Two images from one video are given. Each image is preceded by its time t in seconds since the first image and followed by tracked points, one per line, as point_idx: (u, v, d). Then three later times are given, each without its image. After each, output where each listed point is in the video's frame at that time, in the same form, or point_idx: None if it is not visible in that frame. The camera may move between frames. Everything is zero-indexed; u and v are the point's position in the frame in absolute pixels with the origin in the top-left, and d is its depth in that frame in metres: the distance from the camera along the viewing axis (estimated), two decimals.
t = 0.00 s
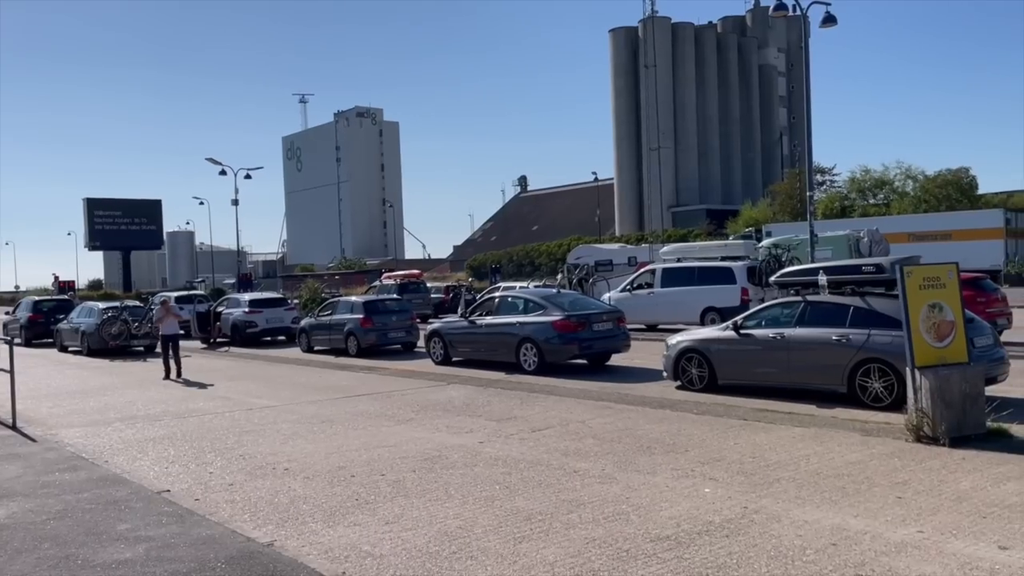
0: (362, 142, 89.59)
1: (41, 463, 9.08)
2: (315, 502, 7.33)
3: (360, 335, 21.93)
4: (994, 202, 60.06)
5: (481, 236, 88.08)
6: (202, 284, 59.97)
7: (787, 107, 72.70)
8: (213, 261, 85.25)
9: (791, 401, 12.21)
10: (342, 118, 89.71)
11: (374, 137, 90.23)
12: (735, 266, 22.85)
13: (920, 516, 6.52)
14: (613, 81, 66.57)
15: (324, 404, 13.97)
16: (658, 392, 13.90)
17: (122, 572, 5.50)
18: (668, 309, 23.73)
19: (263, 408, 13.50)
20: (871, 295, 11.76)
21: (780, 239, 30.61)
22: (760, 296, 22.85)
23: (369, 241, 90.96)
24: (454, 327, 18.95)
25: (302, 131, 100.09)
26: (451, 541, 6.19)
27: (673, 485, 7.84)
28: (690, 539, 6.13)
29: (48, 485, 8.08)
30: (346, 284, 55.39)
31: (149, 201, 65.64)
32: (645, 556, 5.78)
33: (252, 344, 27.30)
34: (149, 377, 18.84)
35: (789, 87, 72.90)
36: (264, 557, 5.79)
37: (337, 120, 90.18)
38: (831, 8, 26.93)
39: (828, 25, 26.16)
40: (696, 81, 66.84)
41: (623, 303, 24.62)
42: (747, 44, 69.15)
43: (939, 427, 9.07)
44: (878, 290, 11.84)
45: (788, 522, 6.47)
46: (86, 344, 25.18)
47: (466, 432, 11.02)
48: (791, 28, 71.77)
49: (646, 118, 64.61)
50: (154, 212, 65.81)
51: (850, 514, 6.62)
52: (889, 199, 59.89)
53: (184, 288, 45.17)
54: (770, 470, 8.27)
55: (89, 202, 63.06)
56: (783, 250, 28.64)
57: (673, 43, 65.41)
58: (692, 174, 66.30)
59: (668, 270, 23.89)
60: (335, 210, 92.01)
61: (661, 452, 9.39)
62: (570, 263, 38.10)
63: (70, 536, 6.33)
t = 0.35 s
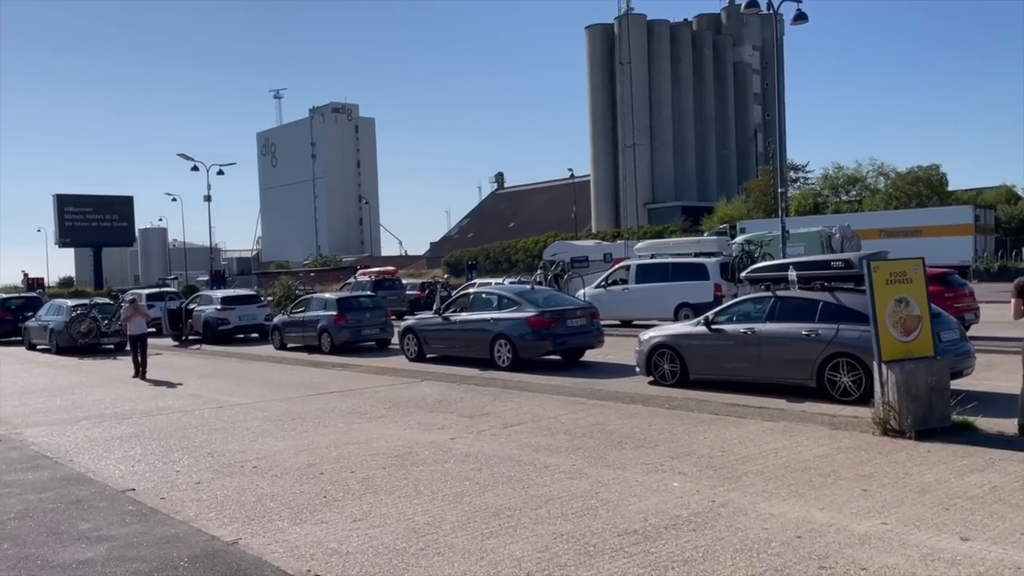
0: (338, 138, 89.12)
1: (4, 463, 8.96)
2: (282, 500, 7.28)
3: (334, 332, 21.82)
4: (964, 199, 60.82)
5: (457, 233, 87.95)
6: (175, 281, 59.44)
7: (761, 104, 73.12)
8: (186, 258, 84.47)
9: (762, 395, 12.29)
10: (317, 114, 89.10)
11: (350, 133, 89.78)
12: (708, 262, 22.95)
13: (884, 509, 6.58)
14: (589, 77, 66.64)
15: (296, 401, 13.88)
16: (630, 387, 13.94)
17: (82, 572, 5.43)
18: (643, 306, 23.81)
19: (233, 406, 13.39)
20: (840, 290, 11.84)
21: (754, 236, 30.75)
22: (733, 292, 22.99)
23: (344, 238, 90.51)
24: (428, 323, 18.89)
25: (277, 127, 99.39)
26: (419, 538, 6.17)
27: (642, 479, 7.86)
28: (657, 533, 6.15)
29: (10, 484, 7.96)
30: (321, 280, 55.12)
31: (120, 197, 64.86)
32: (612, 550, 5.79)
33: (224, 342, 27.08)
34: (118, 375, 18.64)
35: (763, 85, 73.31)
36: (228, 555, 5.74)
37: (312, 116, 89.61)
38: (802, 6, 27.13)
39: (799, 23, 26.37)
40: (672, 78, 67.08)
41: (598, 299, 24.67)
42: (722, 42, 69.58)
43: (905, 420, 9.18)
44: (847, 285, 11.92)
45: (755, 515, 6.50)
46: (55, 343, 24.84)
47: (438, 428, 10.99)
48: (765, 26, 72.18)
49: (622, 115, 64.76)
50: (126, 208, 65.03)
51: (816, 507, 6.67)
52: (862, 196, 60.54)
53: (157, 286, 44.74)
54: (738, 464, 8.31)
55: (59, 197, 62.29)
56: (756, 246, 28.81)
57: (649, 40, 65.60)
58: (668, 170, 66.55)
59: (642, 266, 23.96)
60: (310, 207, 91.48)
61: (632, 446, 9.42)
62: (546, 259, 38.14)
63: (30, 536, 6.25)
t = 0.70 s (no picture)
0: (317, 133, 88.69)
1: None
2: (259, 496, 7.25)
3: (313, 328, 21.74)
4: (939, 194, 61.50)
5: (438, 228, 87.84)
6: (153, 277, 59.01)
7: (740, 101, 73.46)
8: (164, 253, 83.87)
9: (738, 389, 12.37)
10: (296, 109, 88.53)
11: (329, 128, 89.37)
12: (687, 257, 23.00)
13: (857, 501, 6.65)
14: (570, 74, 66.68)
15: (274, 398, 13.83)
16: (609, 382, 14.00)
17: (54, 571, 5.39)
18: (623, 301, 23.86)
19: (210, 402, 13.32)
20: (816, 285, 11.93)
21: (733, 232, 30.84)
22: (712, 287, 23.04)
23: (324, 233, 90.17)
24: (408, 319, 18.86)
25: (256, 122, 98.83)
26: (396, 534, 6.16)
27: (619, 474, 7.89)
28: (633, 527, 6.18)
29: None
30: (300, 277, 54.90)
31: (97, 193, 64.24)
32: (588, 544, 5.82)
33: (203, 338, 26.90)
34: (94, 372, 18.50)
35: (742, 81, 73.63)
36: (202, 552, 5.72)
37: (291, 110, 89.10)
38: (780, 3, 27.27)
39: (777, 20, 26.50)
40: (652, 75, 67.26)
41: (578, 294, 24.72)
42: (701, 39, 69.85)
43: (878, 413, 9.28)
44: (822, 280, 12.00)
45: (730, 508, 6.55)
46: (30, 339, 24.58)
47: (417, 424, 10.99)
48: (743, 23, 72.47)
49: (602, 111, 64.86)
50: (102, 204, 64.38)
51: (790, 500, 6.73)
52: (839, 192, 61.02)
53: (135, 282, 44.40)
54: (714, 458, 8.37)
55: (34, 193, 61.67)
56: (734, 241, 28.96)
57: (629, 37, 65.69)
58: (648, 166, 66.75)
59: (622, 261, 24.02)
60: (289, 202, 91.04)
61: (609, 441, 9.46)
62: (526, 255, 38.16)
63: (3, 535, 6.20)
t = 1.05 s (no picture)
0: (293, 128, 88.14)
1: None
2: (239, 494, 7.20)
3: (291, 324, 21.63)
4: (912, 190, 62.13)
5: (416, 223, 87.63)
6: (127, 272, 58.46)
7: (716, 97, 73.79)
8: (139, 248, 83.06)
9: (718, 384, 12.43)
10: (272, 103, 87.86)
11: (306, 123, 88.83)
12: (666, 253, 23.09)
13: (837, 494, 6.70)
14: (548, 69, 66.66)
15: (252, 394, 13.75)
16: (590, 377, 14.02)
17: (32, 572, 5.32)
18: (602, 296, 23.92)
19: (188, 399, 13.22)
20: (794, 280, 12.01)
21: (710, 227, 31.01)
22: (690, 282, 23.15)
23: (301, 228, 89.69)
24: (388, 315, 18.80)
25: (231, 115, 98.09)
26: (379, 531, 6.14)
27: (601, 469, 7.90)
28: (617, 522, 6.19)
29: None
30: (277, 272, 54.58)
31: (69, 187, 63.53)
32: (572, 540, 5.82)
33: (178, 334, 26.69)
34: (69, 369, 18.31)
35: (719, 78, 73.92)
36: (183, 551, 5.68)
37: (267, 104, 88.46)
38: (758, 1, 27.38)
39: (754, 17, 26.61)
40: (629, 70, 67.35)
41: (558, 289, 24.75)
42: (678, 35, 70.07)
43: (856, 407, 9.34)
44: (800, 275, 12.07)
45: (712, 502, 6.58)
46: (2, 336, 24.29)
47: (398, 420, 10.97)
48: (720, 19, 72.75)
49: (580, 106, 64.89)
50: (74, 198, 63.69)
51: (771, 493, 6.77)
52: (814, 188, 61.40)
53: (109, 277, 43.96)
54: (695, 452, 8.41)
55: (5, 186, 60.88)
56: (712, 236, 29.07)
57: (607, 32, 65.74)
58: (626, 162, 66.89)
59: (601, 256, 24.05)
60: (266, 197, 90.45)
61: (590, 436, 9.49)
62: (506, 250, 38.15)
63: None
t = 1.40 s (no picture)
0: (271, 124, 87.58)
1: None
2: (225, 494, 7.14)
3: (272, 322, 21.49)
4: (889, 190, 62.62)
5: (395, 221, 87.35)
6: (102, 270, 57.83)
7: (696, 96, 74.09)
8: (114, 245, 82.28)
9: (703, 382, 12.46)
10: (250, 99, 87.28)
11: (284, 120, 88.35)
12: (648, 252, 23.13)
13: (825, 492, 6.73)
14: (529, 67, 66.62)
15: (234, 393, 13.64)
16: (574, 376, 14.01)
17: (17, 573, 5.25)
18: (584, 295, 23.93)
19: (169, 397, 13.08)
20: (778, 279, 12.05)
21: (691, 226, 31.08)
22: (672, 281, 23.19)
23: (280, 225, 89.20)
24: (370, 313, 18.72)
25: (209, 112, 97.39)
26: (369, 530, 6.11)
27: (589, 467, 7.90)
28: (607, 520, 6.18)
29: None
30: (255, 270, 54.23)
31: (41, 182, 62.80)
32: (564, 538, 5.81)
33: (156, 332, 26.45)
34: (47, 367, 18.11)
35: (699, 77, 74.23)
36: (171, 551, 5.63)
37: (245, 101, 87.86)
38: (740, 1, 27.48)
39: (737, 17, 26.70)
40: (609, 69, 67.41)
41: (540, 288, 24.73)
42: (658, 34, 70.25)
43: (841, 405, 9.38)
44: (784, 274, 12.11)
45: (701, 501, 6.58)
46: None
47: (383, 419, 10.91)
48: (700, 19, 73.06)
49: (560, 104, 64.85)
50: (46, 193, 62.98)
51: (760, 491, 6.78)
52: (792, 187, 61.81)
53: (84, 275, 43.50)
54: (683, 450, 8.41)
55: None
56: (693, 235, 29.13)
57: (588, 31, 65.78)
58: (606, 161, 66.95)
59: (583, 255, 24.06)
60: (244, 194, 89.85)
61: (577, 434, 9.48)
62: (487, 249, 38.11)
63: None
